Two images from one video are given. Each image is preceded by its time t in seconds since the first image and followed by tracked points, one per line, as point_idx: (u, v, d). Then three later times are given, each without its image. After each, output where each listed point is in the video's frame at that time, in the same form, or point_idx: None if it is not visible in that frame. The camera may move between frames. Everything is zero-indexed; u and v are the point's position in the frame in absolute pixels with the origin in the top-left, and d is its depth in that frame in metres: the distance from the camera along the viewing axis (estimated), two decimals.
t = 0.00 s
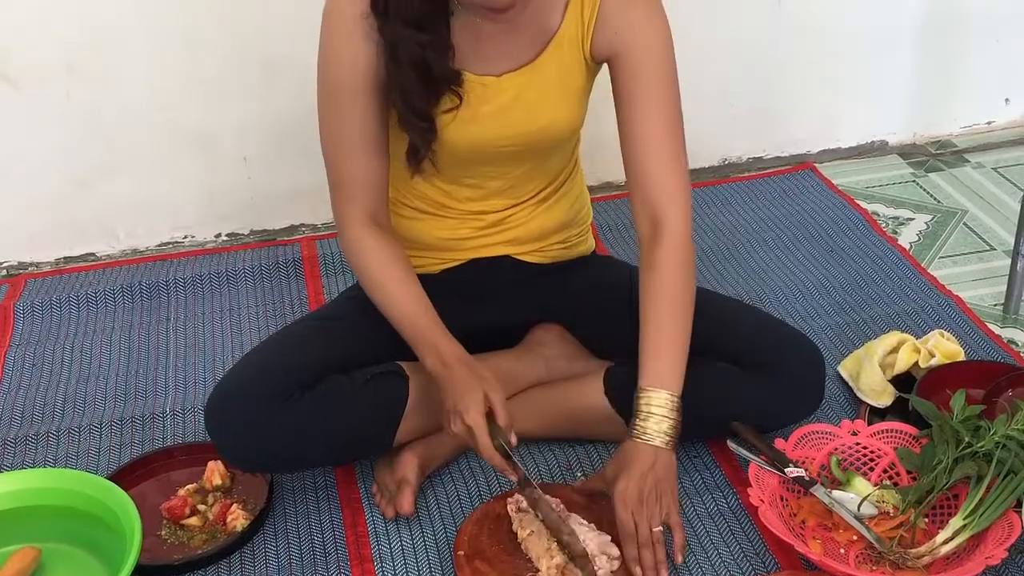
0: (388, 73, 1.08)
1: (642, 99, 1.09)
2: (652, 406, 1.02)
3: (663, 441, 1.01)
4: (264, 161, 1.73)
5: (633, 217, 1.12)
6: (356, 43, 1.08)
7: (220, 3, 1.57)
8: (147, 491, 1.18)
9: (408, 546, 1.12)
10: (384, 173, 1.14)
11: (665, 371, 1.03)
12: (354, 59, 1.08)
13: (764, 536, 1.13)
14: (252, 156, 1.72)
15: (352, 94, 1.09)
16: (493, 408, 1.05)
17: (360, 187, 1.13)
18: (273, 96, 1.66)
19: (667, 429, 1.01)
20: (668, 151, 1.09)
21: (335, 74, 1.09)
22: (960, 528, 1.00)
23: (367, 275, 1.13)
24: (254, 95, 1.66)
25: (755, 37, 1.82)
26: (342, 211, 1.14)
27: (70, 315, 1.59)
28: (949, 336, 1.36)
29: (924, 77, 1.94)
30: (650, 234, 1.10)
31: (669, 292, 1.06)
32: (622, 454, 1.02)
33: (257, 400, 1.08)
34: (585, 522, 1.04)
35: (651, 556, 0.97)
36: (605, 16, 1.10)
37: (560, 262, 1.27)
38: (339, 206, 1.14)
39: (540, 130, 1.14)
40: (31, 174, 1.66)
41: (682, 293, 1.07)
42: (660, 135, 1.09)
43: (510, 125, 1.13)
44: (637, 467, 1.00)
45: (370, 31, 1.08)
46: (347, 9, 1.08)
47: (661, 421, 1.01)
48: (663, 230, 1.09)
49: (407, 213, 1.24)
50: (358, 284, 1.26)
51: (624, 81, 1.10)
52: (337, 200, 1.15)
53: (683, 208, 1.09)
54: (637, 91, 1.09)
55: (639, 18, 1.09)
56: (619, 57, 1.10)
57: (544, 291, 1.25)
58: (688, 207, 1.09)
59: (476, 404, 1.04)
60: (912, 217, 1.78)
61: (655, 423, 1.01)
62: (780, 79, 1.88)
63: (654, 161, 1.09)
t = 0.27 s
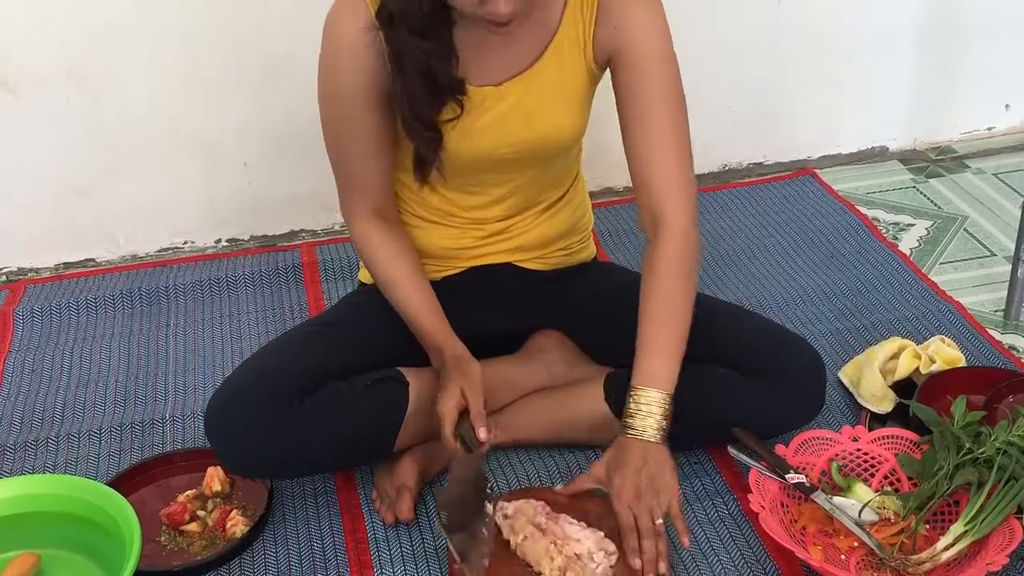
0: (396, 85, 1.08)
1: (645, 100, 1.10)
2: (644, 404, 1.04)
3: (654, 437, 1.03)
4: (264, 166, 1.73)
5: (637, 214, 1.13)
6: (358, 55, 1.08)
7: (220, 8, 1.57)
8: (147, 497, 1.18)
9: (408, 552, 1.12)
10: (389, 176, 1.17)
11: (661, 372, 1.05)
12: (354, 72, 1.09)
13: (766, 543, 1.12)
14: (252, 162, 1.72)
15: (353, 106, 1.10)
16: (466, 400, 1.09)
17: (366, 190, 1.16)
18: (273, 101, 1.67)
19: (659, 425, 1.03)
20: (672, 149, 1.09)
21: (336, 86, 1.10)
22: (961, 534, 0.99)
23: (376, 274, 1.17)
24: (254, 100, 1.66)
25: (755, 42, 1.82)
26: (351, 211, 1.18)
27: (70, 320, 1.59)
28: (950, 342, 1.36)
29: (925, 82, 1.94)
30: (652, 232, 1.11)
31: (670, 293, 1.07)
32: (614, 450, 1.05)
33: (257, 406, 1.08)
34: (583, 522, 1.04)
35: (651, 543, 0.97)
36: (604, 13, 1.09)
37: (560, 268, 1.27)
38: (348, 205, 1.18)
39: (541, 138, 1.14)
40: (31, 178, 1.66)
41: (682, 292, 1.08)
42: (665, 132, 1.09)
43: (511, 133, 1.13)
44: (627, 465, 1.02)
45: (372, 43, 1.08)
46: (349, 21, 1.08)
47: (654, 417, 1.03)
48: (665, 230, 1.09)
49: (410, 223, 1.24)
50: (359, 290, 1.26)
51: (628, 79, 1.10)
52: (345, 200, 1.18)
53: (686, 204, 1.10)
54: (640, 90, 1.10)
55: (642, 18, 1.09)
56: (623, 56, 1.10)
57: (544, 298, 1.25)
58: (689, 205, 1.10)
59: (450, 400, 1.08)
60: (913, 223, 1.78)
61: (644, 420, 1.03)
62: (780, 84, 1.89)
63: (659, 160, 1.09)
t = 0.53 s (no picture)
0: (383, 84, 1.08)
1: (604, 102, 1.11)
2: (580, 399, 1.09)
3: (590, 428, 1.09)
4: (265, 172, 1.74)
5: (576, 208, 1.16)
6: (349, 57, 1.08)
7: (221, 16, 1.57)
8: (147, 503, 1.18)
9: (408, 558, 1.12)
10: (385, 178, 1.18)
11: (592, 366, 1.10)
12: (346, 74, 1.09)
13: (766, 548, 1.12)
14: (253, 168, 1.72)
15: (346, 108, 1.11)
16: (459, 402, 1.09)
17: (363, 193, 1.17)
18: (274, 108, 1.67)
19: (597, 411, 1.09)
20: (622, 151, 1.12)
21: (328, 89, 1.10)
22: (961, 540, 0.99)
23: (374, 278, 1.17)
24: (256, 107, 1.66)
25: (754, 49, 1.83)
26: (348, 215, 1.18)
27: (70, 326, 1.59)
28: (949, 347, 1.36)
29: (923, 88, 1.94)
30: (592, 227, 1.14)
31: (603, 287, 1.12)
32: (560, 452, 1.08)
33: (256, 411, 1.08)
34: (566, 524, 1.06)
35: (645, 513, 1.05)
36: (588, 12, 1.10)
37: (558, 271, 1.28)
38: (345, 210, 1.18)
39: (533, 138, 1.15)
40: (31, 185, 1.66)
41: (618, 287, 1.12)
42: (618, 136, 1.11)
43: (503, 133, 1.13)
44: (580, 459, 1.07)
45: (363, 43, 1.08)
46: (338, 23, 1.08)
47: (592, 406, 1.08)
48: (605, 228, 1.13)
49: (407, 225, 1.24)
50: (358, 295, 1.26)
51: (595, 80, 1.11)
52: (342, 205, 1.18)
53: (625, 203, 1.13)
54: (603, 91, 1.11)
55: (619, 19, 1.09)
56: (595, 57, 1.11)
57: (544, 303, 1.25)
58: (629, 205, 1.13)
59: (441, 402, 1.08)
60: (912, 229, 1.79)
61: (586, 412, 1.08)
62: (780, 91, 1.89)
63: (608, 160, 1.12)
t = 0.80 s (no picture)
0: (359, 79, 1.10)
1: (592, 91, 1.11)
2: (560, 381, 1.08)
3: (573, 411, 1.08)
4: (265, 177, 1.74)
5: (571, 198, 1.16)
6: (337, 57, 1.10)
7: (221, 22, 1.58)
8: (147, 508, 1.18)
9: (407, 564, 1.12)
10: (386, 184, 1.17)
11: (578, 348, 1.10)
12: (336, 74, 1.11)
13: (765, 553, 1.12)
14: (253, 173, 1.73)
15: (337, 109, 1.12)
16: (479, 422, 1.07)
17: (366, 200, 1.16)
18: (274, 114, 1.67)
19: (575, 396, 1.08)
20: (610, 138, 1.12)
21: (320, 91, 1.11)
22: (962, 545, 0.99)
23: (379, 287, 1.16)
24: (254, 113, 1.67)
25: (752, 55, 1.83)
26: (351, 226, 1.17)
27: (70, 331, 1.59)
28: (949, 352, 1.36)
29: (923, 95, 1.95)
30: (585, 214, 1.14)
31: (590, 273, 1.12)
32: (542, 435, 1.08)
33: (256, 415, 1.08)
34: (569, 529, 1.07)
35: (629, 500, 1.07)
36: (576, 8, 1.10)
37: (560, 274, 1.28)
38: (347, 220, 1.17)
39: (528, 134, 1.15)
40: (31, 191, 1.67)
41: (605, 273, 1.12)
42: (605, 124, 1.11)
43: (499, 131, 1.13)
44: (559, 444, 1.07)
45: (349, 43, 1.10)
46: (325, 25, 1.10)
47: (571, 390, 1.08)
48: (597, 215, 1.13)
49: (407, 228, 1.25)
50: (358, 299, 1.26)
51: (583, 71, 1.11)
52: (345, 215, 1.17)
53: (616, 188, 1.12)
54: (590, 82, 1.11)
55: (606, 13, 1.10)
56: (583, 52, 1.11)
57: (542, 307, 1.26)
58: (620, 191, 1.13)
59: (462, 425, 1.06)
60: (912, 234, 1.79)
61: (568, 395, 1.08)
62: (781, 96, 1.89)
63: (595, 147, 1.12)
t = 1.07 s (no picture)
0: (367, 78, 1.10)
1: (614, 95, 1.14)
2: (599, 370, 1.10)
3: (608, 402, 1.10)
4: (265, 180, 1.74)
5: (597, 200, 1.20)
6: (344, 56, 1.10)
7: (221, 25, 1.58)
8: (146, 511, 1.17)
9: (408, 567, 1.12)
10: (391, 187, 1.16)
11: (614, 341, 1.12)
12: (343, 74, 1.10)
13: (765, 557, 1.12)
14: (252, 176, 1.73)
15: (343, 109, 1.11)
16: (517, 412, 1.05)
17: (368, 201, 1.15)
18: (273, 117, 1.67)
19: (614, 387, 1.09)
20: (635, 136, 1.15)
21: (326, 91, 1.11)
22: (962, 548, 0.99)
23: (385, 291, 1.14)
24: (253, 116, 1.67)
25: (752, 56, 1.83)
26: (355, 229, 1.16)
27: (71, 334, 1.59)
28: (949, 356, 1.36)
29: (923, 97, 1.95)
30: (616, 214, 1.18)
31: (623, 269, 1.15)
32: (580, 423, 1.09)
33: (255, 417, 1.08)
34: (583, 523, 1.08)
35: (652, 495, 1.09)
36: (589, 13, 1.12)
37: (559, 277, 1.28)
38: (352, 222, 1.16)
39: (534, 135, 1.15)
40: (31, 193, 1.67)
41: (637, 269, 1.15)
42: (629, 125, 1.15)
43: (505, 132, 1.14)
44: (595, 430, 1.07)
45: (357, 43, 1.09)
46: (333, 24, 1.09)
47: (609, 380, 1.10)
48: (626, 213, 1.16)
49: (407, 229, 1.25)
50: (358, 302, 1.26)
51: (602, 76, 1.14)
52: (350, 217, 1.16)
53: (642, 185, 1.16)
54: (611, 85, 1.14)
55: (619, 17, 1.12)
56: (600, 58, 1.14)
57: (542, 310, 1.26)
58: (647, 188, 1.16)
59: (500, 412, 1.04)
60: (912, 237, 1.79)
61: (604, 385, 1.09)
62: (780, 100, 1.90)
63: (620, 148, 1.16)
